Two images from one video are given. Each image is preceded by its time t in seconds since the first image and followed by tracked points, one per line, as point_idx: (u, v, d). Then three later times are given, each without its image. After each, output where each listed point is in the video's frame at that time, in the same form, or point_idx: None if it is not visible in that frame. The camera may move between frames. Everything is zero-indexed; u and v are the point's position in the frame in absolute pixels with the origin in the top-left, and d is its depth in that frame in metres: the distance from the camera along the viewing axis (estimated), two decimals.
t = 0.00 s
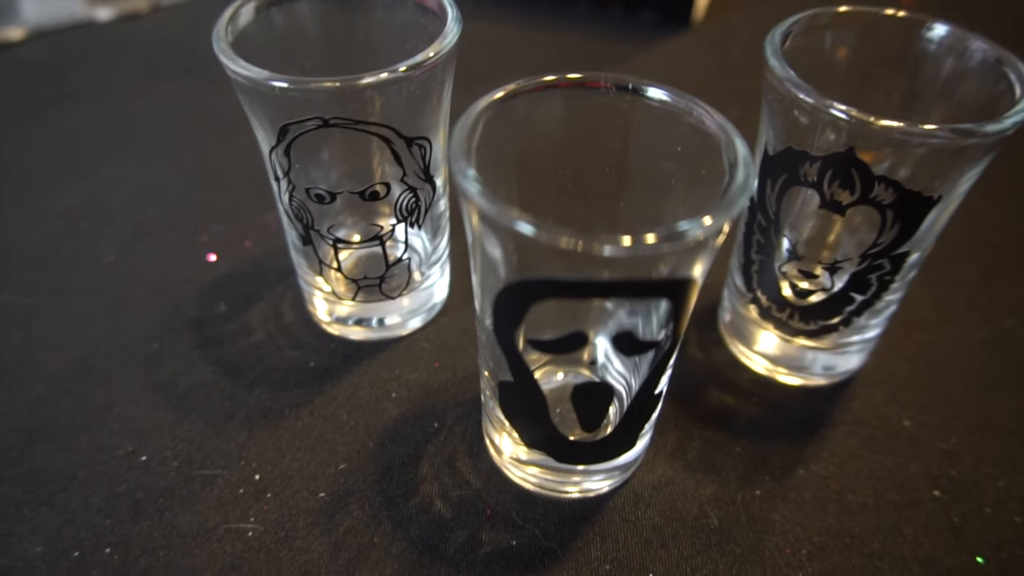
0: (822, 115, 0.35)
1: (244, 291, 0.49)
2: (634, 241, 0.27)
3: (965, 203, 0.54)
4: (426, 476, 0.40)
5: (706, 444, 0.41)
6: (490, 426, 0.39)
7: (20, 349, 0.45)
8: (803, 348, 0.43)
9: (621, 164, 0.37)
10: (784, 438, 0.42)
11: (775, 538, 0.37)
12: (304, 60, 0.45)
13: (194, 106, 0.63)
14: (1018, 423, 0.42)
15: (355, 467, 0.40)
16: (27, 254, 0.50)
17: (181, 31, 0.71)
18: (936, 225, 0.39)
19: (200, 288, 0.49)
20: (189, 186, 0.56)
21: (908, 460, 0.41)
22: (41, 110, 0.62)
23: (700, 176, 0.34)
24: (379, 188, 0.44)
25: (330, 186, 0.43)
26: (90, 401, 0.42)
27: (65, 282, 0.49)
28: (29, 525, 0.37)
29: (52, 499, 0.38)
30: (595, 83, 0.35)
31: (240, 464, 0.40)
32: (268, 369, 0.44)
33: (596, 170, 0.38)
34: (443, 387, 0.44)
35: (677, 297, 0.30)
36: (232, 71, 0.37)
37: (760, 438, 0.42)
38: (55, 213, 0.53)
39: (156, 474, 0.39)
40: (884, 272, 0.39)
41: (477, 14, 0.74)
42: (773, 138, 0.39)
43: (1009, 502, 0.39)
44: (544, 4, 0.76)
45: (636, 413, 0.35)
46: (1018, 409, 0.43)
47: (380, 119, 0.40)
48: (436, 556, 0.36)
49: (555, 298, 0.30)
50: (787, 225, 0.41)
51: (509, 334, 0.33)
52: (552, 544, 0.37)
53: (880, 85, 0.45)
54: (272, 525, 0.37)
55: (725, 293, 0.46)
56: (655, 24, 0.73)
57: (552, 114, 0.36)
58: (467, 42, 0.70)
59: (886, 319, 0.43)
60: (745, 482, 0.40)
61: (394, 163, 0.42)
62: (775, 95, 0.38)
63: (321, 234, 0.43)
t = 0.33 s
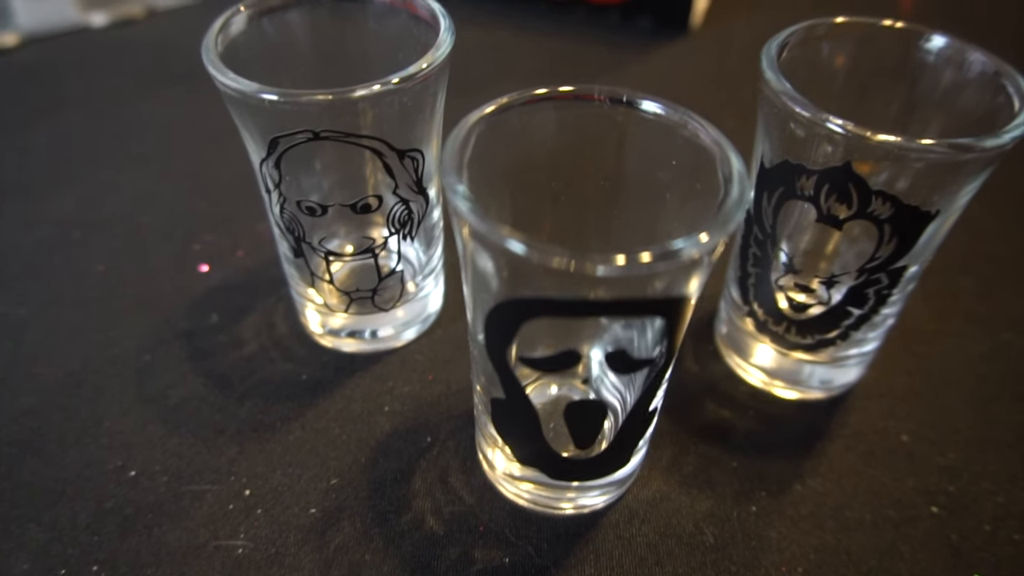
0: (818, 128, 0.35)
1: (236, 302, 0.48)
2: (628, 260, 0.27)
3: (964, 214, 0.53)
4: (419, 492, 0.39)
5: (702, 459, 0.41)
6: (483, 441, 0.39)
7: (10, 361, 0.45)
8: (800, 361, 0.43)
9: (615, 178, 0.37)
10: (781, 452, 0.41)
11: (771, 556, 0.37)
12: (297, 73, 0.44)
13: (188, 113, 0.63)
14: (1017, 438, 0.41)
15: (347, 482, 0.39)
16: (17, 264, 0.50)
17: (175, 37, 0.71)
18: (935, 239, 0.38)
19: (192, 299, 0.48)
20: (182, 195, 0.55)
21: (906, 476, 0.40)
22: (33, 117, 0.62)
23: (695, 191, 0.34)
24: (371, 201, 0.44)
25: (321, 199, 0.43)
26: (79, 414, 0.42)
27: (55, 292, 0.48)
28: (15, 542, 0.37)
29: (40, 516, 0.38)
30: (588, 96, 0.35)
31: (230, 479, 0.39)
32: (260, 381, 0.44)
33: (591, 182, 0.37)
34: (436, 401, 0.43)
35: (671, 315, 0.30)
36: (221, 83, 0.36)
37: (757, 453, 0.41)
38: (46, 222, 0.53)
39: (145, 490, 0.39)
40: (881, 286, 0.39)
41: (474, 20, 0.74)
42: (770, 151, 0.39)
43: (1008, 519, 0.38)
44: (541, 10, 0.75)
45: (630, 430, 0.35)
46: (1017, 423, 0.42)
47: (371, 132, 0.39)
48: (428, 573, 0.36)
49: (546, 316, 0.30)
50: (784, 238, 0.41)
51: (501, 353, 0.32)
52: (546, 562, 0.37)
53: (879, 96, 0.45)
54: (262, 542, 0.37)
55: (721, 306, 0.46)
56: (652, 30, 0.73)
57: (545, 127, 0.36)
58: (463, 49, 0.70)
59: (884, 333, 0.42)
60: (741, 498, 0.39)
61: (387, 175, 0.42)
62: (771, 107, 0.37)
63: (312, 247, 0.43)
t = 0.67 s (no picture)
0: (816, 148, 0.35)
1: (230, 316, 0.48)
2: (624, 287, 0.26)
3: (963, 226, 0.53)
4: (412, 512, 0.39)
5: (699, 478, 0.40)
6: (476, 460, 0.38)
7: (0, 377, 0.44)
8: (798, 379, 0.42)
9: (612, 197, 0.37)
10: (780, 472, 0.41)
11: None
12: (290, 86, 0.44)
13: (183, 123, 0.62)
14: (1017, 458, 0.41)
15: (340, 502, 0.39)
16: (10, 278, 0.50)
17: (171, 46, 0.70)
18: (934, 257, 0.38)
19: (185, 313, 0.48)
20: (176, 207, 0.55)
21: (906, 495, 0.40)
22: (27, 127, 0.61)
23: (692, 211, 0.33)
24: (366, 219, 0.43)
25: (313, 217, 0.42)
26: (70, 432, 0.42)
27: (48, 306, 0.48)
28: (4, 563, 0.36)
29: (29, 536, 0.37)
30: (583, 113, 0.34)
31: (222, 498, 0.39)
32: (253, 398, 0.43)
33: (586, 199, 0.37)
34: (431, 418, 0.43)
35: (667, 339, 0.29)
36: (211, 101, 0.36)
37: (754, 473, 0.41)
38: (39, 234, 0.52)
39: (136, 510, 0.38)
40: (880, 304, 0.38)
41: (472, 29, 0.73)
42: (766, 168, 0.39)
43: (1008, 540, 0.38)
44: (540, 19, 0.75)
45: (626, 453, 0.34)
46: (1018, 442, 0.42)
47: (364, 149, 0.39)
48: None
49: (539, 342, 0.29)
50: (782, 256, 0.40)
51: (494, 376, 0.32)
52: None
53: (879, 110, 0.44)
54: (254, 564, 0.37)
55: (719, 321, 0.45)
56: (651, 39, 0.72)
57: (538, 144, 0.35)
58: (461, 58, 0.70)
59: (883, 350, 0.42)
60: (739, 518, 0.39)
61: (380, 192, 0.42)
62: (768, 125, 0.37)
63: (305, 264, 0.42)
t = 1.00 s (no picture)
0: (813, 170, 0.34)
1: (223, 335, 0.48)
2: (621, 319, 0.26)
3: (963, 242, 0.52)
4: (406, 536, 0.38)
5: (696, 501, 0.40)
6: (470, 484, 0.38)
7: None
8: (795, 400, 0.42)
9: (603, 221, 0.36)
10: (778, 495, 0.40)
11: None
12: (280, 101, 0.44)
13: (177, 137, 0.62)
14: (1019, 480, 0.41)
15: (333, 527, 0.39)
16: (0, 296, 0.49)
17: (166, 57, 0.70)
18: (934, 280, 0.37)
19: (177, 332, 0.47)
20: (169, 222, 0.54)
21: (906, 518, 0.39)
22: (20, 140, 0.61)
23: (687, 236, 0.33)
24: (359, 240, 0.43)
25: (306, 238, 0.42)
26: (59, 455, 0.41)
27: (38, 325, 0.47)
28: None
29: (16, 562, 0.37)
30: (575, 136, 0.34)
31: (213, 523, 0.39)
32: (246, 419, 0.43)
33: (583, 219, 0.37)
34: (425, 440, 0.42)
35: (662, 369, 0.29)
36: (199, 123, 0.35)
37: (752, 496, 0.40)
38: (31, 251, 0.52)
39: (126, 536, 0.38)
40: (878, 327, 0.38)
41: (469, 40, 0.73)
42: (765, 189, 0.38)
43: (1010, 565, 0.37)
44: (538, 27, 0.74)
45: (621, 481, 0.34)
46: (1019, 463, 0.41)
47: (356, 172, 0.39)
48: None
49: (531, 374, 0.29)
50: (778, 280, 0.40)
51: (487, 404, 0.31)
52: None
53: (879, 126, 0.43)
54: None
55: (716, 340, 0.45)
56: (649, 49, 0.72)
57: (531, 167, 0.35)
58: (458, 70, 0.69)
59: (882, 371, 0.41)
60: (736, 543, 0.38)
61: (372, 215, 0.41)
62: (766, 146, 0.36)
63: (297, 285, 0.42)
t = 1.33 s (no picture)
0: (810, 196, 0.34)
1: (215, 355, 0.47)
2: (617, 355, 0.25)
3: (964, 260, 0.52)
4: (398, 563, 0.38)
5: (693, 526, 0.39)
6: (463, 509, 0.37)
7: None
8: (793, 423, 0.41)
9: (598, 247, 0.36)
10: (776, 520, 0.39)
11: None
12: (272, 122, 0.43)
13: (171, 152, 0.61)
14: (1021, 505, 0.40)
15: (324, 553, 0.38)
16: None
17: (160, 69, 0.69)
18: (935, 304, 0.37)
19: (169, 352, 0.47)
20: (162, 239, 0.54)
21: (906, 544, 0.39)
22: (13, 156, 0.60)
23: (682, 263, 0.33)
24: (351, 264, 0.42)
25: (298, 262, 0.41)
26: (48, 480, 0.41)
27: (29, 345, 0.47)
28: None
29: None
30: (569, 160, 0.34)
31: (203, 550, 0.38)
32: (238, 442, 0.43)
33: (578, 242, 0.36)
34: (418, 463, 0.42)
35: (658, 402, 0.28)
36: (188, 147, 0.35)
37: (750, 521, 0.39)
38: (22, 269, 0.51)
39: (114, 563, 0.37)
40: (878, 352, 0.38)
41: (465, 52, 0.72)
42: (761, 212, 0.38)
43: None
44: (535, 38, 0.74)
45: (617, 510, 0.33)
46: (1021, 488, 0.41)
47: (350, 199, 0.38)
48: None
49: (524, 407, 0.28)
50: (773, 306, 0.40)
51: (480, 435, 0.31)
52: None
53: (878, 146, 0.43)
54: None
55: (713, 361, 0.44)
56: (647, 60, 0.71)
57: (524, 192, 0.34)
58: (454, 82, 0.69)
59: (881, 394, 0.41)
60: (734, 569, 0.38)
61: (364, 239, 0.41)
62: (762, 171, 0.36)
63: (288, 308, 0.41)
